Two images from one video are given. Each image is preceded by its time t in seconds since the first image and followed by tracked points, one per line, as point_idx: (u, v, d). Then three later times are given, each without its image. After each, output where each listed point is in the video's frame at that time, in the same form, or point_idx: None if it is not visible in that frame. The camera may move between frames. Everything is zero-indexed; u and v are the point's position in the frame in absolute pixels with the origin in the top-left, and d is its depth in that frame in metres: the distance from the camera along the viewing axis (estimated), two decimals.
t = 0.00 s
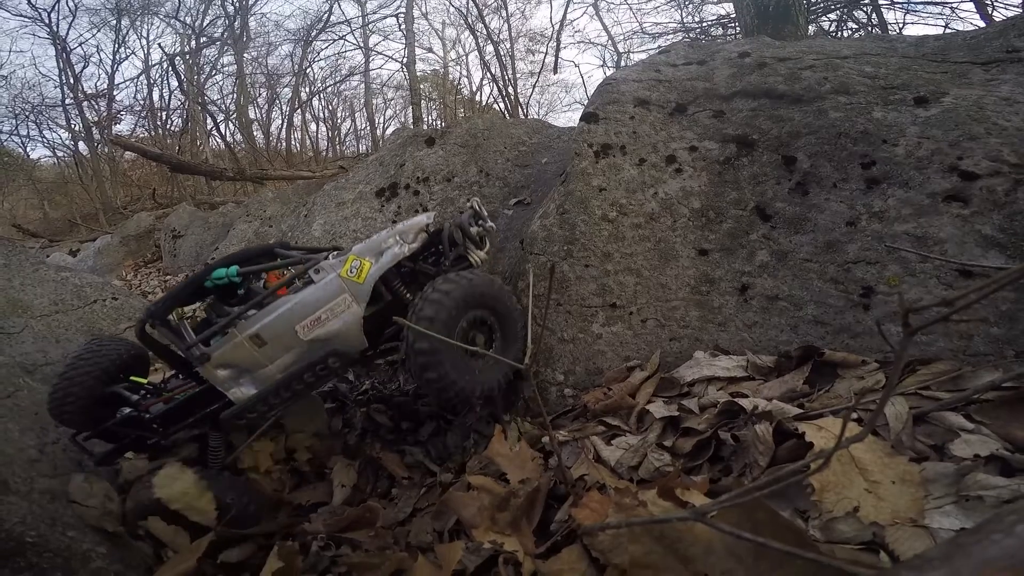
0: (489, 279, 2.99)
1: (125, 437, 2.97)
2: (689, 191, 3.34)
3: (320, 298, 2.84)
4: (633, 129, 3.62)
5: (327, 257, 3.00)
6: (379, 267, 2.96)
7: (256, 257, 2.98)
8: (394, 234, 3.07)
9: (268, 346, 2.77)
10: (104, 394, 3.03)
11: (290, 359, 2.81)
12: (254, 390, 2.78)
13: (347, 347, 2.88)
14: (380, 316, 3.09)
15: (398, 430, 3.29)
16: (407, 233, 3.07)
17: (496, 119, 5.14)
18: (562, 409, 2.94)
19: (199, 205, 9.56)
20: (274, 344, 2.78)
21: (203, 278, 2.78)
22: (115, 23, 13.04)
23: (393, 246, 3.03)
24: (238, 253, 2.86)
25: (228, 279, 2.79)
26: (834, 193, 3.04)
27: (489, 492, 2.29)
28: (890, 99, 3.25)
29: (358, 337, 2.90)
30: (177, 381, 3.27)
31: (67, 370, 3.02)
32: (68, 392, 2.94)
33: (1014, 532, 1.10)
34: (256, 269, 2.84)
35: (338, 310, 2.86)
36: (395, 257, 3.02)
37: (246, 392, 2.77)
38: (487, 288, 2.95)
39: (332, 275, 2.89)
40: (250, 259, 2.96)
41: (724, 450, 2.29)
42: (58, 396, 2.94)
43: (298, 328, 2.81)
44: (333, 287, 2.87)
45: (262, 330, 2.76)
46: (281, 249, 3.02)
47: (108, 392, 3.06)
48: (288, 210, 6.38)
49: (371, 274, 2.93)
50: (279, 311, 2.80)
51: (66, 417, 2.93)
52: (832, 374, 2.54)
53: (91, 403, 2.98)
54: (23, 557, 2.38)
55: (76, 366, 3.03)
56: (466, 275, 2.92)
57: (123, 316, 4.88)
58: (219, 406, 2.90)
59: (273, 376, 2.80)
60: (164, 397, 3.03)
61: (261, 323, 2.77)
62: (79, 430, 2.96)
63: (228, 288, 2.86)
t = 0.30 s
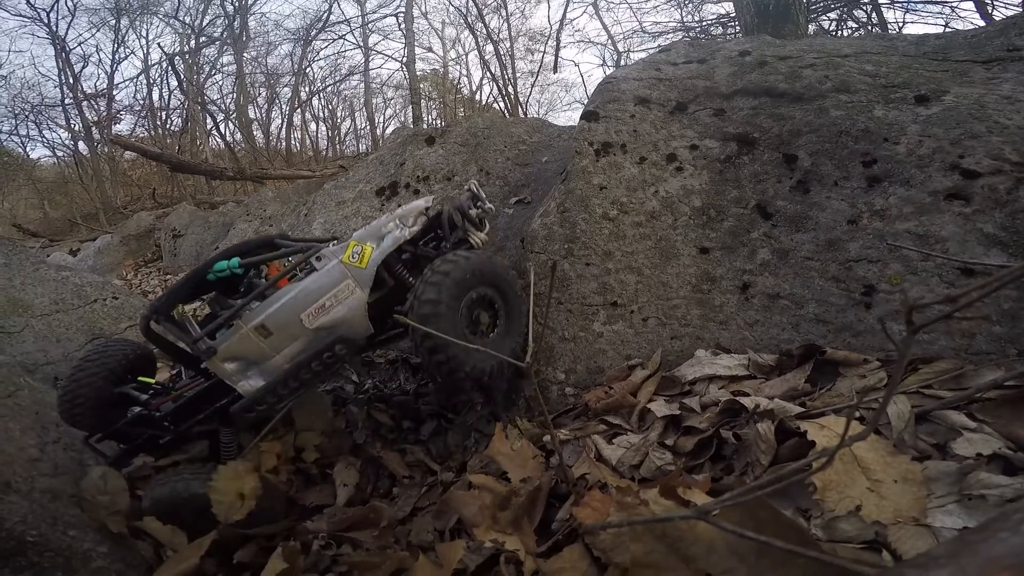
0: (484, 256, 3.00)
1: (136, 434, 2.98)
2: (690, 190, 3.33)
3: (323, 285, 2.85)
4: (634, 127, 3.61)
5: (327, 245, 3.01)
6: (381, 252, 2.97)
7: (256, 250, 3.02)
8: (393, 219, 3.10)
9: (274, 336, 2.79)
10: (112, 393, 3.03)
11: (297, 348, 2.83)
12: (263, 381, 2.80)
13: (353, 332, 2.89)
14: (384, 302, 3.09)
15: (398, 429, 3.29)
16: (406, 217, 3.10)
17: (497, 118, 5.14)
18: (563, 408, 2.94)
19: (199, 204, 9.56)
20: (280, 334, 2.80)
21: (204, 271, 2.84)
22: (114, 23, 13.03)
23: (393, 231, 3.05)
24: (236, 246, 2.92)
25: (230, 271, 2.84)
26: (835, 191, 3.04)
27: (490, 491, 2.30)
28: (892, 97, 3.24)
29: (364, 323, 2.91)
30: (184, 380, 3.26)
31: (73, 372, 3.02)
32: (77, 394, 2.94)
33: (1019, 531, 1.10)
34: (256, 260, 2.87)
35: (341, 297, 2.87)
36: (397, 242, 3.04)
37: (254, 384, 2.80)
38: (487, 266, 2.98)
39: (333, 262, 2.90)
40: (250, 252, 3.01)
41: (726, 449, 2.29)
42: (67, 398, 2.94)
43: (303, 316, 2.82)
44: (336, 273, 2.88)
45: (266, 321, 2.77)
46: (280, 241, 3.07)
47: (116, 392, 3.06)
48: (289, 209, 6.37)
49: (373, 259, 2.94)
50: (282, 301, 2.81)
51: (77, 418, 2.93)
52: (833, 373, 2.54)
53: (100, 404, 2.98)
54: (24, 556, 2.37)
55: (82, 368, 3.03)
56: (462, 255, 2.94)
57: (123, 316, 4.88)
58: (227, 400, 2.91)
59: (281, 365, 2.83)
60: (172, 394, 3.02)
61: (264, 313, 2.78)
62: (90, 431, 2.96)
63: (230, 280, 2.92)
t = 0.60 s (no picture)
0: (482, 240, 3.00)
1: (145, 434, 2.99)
2: (691, 189, 3.33)
3: (325, 274, 2.86)
4: (634, 127, 3.61)
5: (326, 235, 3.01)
6: (381, 239, 3.00)
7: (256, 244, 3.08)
8: (393, 206, 3.11)
9: (278, 327, 2.79)
10: (120, 396, 3.08)
11: (302, 337, 2.83)
12: (269, 374, 2.80)
13: (357, 321, 2.90)
14: (386, 290, 3.12)
15: (399, 429, 3.29)
16: (405, 203, 3.11)
17: (497, 118, 5.13)
18: (564, 408, 2.93)
19: (199, 205, 9.55)
20: (285, 325, 2.79)
21: (205, 266, 2.89)
22: (114, 24, 13.02)
23: (392, 219, 3.06)
24: (236, 240, 2.97)
25: (231, 263, 2.91)
26: (836, 190, 3.03)
27: (491, 491, 2.30)
28: (893, 96, 3.24)
29: (367, 310, 2.92)
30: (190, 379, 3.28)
31: (80, 376, 3.06)
32: (86, 397, 2.99)
33: None
34: (257, 253, 2.92)
35: (344, 285, 2.88)
36: (396, 228, 3.06)
37: (261, 377, 2.80)
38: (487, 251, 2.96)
39: (334, 251, 2.91)
40: (251, 246, 3.06)
41: (727, 449, 2.29)
42: (76, 402, 2.98)
43: (306, 306, 2.82)
44: (337, 262, 2.89)
45: (270, 312, 2.77)
46: (280, 234, 3.10)
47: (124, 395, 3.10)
48: (289, 209, 6.37)
49: (374, 247, 2.96)
50: (284, 292, 2.81)
51: (87, 422, 2.96)
52: (834, 372, 2.54)
53: (110, 406, 3.02)
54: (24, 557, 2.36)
55: (89, 372, 3.08)
56: (462, 239, 2.92)
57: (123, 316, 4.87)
58: (234, 395, 2.90)
59: (287, 357, 2.82)
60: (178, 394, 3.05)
61: (267, 305, 2.77)
62: (101, 433, 2.98)
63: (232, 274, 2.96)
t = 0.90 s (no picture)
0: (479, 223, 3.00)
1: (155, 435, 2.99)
2: (693, 189, 3.32)
3: (330, 267, 2.87)
4: (635, 127, 3.60)
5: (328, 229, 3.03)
6: (383, 229, 3.03)
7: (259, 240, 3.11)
8: (393, 197, 3.15)
9: (285, 322, 2.79)
10: (131, 398, 3.08)
11: (309, 331, 2.83)
12: (277, 369, 2.78)
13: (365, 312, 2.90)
14: (389, 282, 3.17)
15: (401, 430, 3.29)
16: (405, 193, 3.16)
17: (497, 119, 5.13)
18: (566, 409, 2.92)
19: (200, 206, 9.55)
20: (292, 319, 2.79)
21: (209, 263, 2.89)
22: (114, 26, 13.04)
23: (393, 210, 3.10)
24: (239, 236, 2.97)
25: (235, 261, 2.91)
26: (839, 190, 3.02)
27: (493, 493, 2.30)
28: (895, 96, 3.23)
29: (373, 300, 2.92)
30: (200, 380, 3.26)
31: (90, 379, 3.05)
32: (96, 400, 2.98)
33: None
34: (259, 248, 2.93)
35: (349, 277, 2.89)
36: (398, 219, 3.09)
37: (270, 373, 2.77)
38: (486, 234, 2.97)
39: (337, 243, 2.92)
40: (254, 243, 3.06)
41: (731, 450, 2.28)
42: (86, 406, 2.98)
43: (312, 299, 2.82)
44: (340, 254, 2.90)
45: (276, 307, 2.77)
46: (283, 229, 3.10)
47: (134, 397, 3.09)
48: (290, 211, 6.37)
49: (376, 237, 2.97)
50: (289, 286, 2.82)
51: (99, 426, 2.97)
52: (837, 373, 2.53)
53: (120, 409, 3.02)
54: (26, 559, 2.36)
55: (99, 375, 3.07)
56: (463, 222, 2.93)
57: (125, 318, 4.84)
58: (244, 392, 2.87)
59: (295, 351, 2.81)
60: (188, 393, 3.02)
61: (272, 300, 2.78)
62: (113, 436, 3.00)
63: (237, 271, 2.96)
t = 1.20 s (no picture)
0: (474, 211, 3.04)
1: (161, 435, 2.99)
2: (694, 190, 3.31)
3: (331, 262, 2.89)
4: (636, 127, 3.60)
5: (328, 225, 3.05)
6: (383, 224, 3.04)
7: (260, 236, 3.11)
8: (393, 193, 3.17)
9: (288, 318, 2.79)
10: (137, 399, 3.07)
11: (312, 326, 2.83)
12: (281, 366, 2.79)
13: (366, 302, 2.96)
14: (391, 278, 3.19)
15: (401, 431, 3.29)
16: (405, 188, 3.18)
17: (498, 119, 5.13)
18: (566, 409, 2.92)
19: (200, 206, 9.56)
20: (295, 315, 2.80)
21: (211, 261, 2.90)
22: (115, 26, 13.04)
23: (393, 205, 3.13)
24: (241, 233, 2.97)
25: (237, 258, 2.91)
26: (840, 190, 3.01)
27: (493, 494, 2.30)
28: (896, 96, 3.23)
29: (375, 295, 2.95)
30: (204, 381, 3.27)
31: (96, 380, 3.04)
32: (102, 401, 2.98)
33: None
34: (261, 245, 2.93)
35: (350, 272, 2.91)
36: (398, 214, 3.12)
37: (273, 370, 2.77)
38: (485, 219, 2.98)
39: (338, 239, 2.95)
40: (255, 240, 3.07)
41: (732, 450, 2.28)
42: (93, 407, 2.97)
43: (314, 295, 2.84)
44: (342, 249, 2.92)
45: (278, 303, 2.78)
46: (283, 227, 3.10)
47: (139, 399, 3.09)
48: (291, 211, 6.37)
49: (377, 233, 3.00)
50: (291, 282, 2.83)
51: (105, 426, 2.96)
52: (838, 373, 2.53)
53: (126, 409, 3.01)
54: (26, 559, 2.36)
55: (104, 377, 3.07)
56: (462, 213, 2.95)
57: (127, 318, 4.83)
58: (248, 390, 2.88)
59: (298, 347, 2.82)
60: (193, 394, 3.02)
61: (275, 296, 2.79)
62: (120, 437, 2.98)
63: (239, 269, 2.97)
